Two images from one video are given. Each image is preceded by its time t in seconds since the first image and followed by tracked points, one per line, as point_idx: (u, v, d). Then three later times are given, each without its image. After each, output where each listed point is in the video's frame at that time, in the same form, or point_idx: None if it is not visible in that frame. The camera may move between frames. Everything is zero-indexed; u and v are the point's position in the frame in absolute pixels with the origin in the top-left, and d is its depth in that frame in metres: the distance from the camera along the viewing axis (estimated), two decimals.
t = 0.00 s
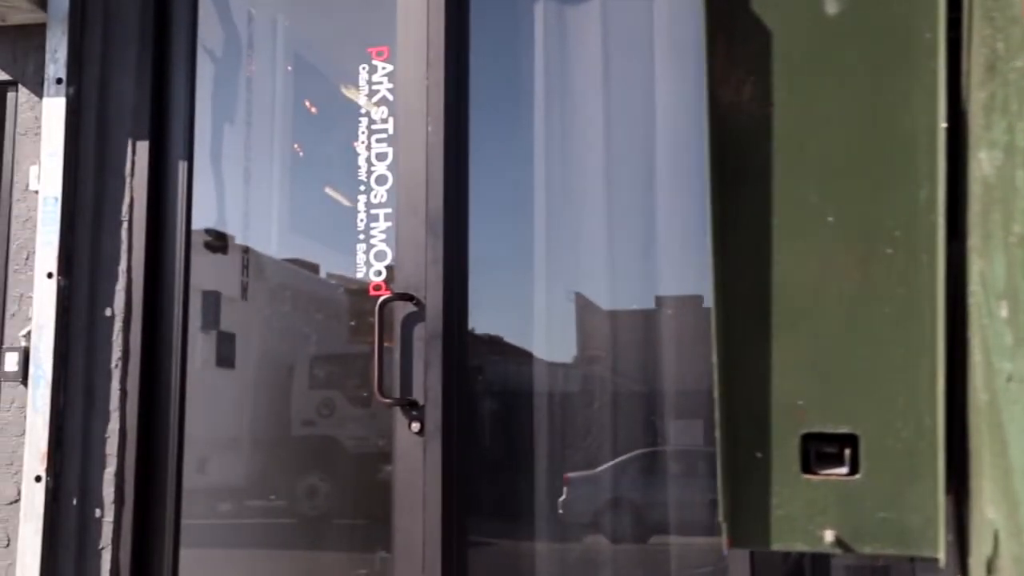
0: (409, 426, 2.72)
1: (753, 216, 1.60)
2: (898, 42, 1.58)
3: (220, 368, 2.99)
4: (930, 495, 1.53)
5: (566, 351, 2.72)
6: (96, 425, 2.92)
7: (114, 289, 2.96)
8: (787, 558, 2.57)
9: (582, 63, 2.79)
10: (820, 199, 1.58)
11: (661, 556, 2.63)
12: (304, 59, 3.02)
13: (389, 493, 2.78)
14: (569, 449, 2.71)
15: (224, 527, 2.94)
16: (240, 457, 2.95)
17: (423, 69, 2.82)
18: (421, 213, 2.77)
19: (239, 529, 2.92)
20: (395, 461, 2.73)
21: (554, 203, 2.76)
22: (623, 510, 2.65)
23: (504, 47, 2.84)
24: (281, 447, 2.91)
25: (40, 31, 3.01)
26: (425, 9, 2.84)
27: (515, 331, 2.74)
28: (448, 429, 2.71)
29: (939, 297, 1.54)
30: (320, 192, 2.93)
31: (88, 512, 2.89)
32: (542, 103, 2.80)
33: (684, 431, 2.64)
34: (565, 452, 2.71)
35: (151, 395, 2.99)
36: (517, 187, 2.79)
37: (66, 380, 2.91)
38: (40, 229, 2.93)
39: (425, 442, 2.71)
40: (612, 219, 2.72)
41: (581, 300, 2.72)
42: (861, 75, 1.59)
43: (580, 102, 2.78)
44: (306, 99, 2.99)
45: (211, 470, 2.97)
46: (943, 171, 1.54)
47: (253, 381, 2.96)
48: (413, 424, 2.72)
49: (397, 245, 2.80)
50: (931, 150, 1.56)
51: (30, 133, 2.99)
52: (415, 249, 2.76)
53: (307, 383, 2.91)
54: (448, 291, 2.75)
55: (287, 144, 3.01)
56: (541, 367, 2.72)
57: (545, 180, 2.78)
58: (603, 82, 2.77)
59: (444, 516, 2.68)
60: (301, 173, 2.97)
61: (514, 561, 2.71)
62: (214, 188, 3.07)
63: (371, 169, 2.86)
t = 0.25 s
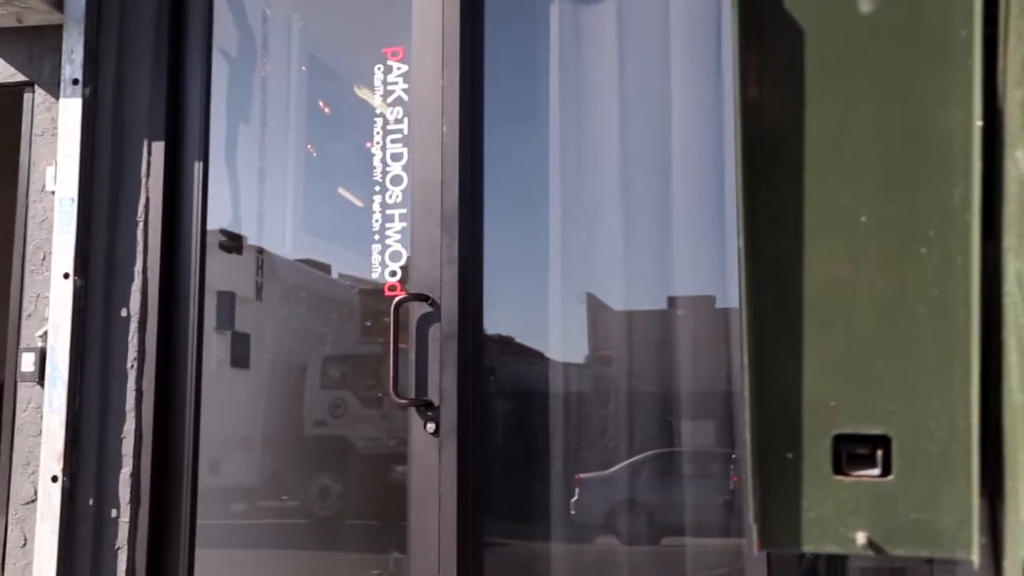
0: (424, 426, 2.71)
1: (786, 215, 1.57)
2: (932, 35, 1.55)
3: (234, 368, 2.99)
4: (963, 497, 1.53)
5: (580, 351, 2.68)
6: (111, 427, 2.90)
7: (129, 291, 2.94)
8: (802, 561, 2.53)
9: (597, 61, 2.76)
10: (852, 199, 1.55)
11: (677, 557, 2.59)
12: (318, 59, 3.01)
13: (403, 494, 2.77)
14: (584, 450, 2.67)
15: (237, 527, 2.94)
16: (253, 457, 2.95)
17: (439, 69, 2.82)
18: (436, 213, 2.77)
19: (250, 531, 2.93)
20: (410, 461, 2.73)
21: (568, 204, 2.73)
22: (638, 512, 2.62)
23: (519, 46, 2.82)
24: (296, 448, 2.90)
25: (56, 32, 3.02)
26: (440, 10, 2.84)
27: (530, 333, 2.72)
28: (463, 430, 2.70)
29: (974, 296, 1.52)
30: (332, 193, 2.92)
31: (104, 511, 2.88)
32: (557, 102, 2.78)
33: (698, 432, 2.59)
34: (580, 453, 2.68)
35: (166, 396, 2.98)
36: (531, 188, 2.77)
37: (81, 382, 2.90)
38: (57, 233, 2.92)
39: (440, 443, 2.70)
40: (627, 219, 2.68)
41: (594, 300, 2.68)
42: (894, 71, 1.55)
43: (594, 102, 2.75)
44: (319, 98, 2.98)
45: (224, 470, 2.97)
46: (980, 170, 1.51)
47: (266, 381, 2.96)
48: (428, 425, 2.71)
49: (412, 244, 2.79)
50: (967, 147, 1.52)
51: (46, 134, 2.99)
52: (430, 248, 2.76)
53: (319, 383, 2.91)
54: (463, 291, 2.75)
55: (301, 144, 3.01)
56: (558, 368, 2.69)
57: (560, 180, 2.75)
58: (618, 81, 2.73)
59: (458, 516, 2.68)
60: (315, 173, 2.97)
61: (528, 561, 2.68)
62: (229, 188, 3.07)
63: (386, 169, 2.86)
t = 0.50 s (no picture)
0: (433, 427, 2.71)
1: (808, 212, 1.63)
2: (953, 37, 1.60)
3: (243, 367, 2.98)
4: (982, 498, 1.58)
5: (587, 351, 2.68)
6: (120, 426, 2.91)
7: (138, 290, 2.95)
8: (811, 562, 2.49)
9: (606, 63, 2.75)
10: (873, 199, 1.61)
11: (686, 558, 2.57)
12: (326, 59, 3.01)
13: (412, 494, 2.76)
14: (592, 450, 2.66)
15: (245, 527, 2.93)
16: (260, 456, 2.94)
17: (447, 68, 2.82)
18: (445, 213, 2.77)
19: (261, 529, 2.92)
20: (419, 460, 2.72)
21: (577, 205, 2.72)
22: (647, 511, 2.60)
23: (527, 47, 2.82)
24: (305, 447, 2.90)
25: (66, 31, 3.02)
26: (449, 9, 2.83)
27: (539, 334, 2.71)
28: (472, 430, 2.69)
29: (996, 294, 1.57)
30: (340, 193, 2.92)
31: (113, 511, 2.88)
32: (566, 101, 2.77)
33: (707, 431, 2.58)
34: (589, 453, 2.66)
35: (175, 395, 2.97)
36: (540, 189, 2.76)
37: (90, 381, 2.90)
38: (65, 229, 2.93)
39: (449, 442, 2.69)
40: (637, 220, 2.67)
41: (600, 300, 2.68)
42: (915, 73, 1.61)
43: (603, 103, 2.74)
44: (327, 99, 2.98)
45: (231, 469, 2.96)
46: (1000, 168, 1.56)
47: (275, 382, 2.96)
48: (437, 424, 2.70)
49: (421, 243, 2.79)
50: (988, 147, 1.58)
51: (56, 134, 3.00)
52: (438, 248, 2.76)
53: (327, 383, 2.90)
54: (471, 290, 2.74)
55: (308, 143, 3.00)
56: (567, 367, 2.68)
57: (568, 181, 2.74)
58: (628, 82, 2.72)
59: (467, 516, 2.67)
60: (323, 173, 2.96)
61: (537, 561, 2.67)
62: (238, 188, 3.06)
63: (395, 169, 2.85)
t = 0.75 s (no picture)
0: (439, 427, 2.69)
1: (821, 210, 1.67)
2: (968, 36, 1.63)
3: (250, 367, 2.99)
4: (995, 498, 1.60)
5: (593, 351, 2.67)
6: (127, 426, 2.90)
7: (145, 290, 2.94)
8: (817, 562, 2.50)
9: (611, 62, 2.74)
10: (887, 198, 1.64)
11: (692, 558, 2.57)
12: (332, 60, 3.01)
13: (419, 493, 2.76)
14: (599, 450, 2.65)
15: (250, 527, 2.94)
16: (266, 456, 2.94)
17: (454, 68, 2.81)
18: (452, 213, 2.76)
19: (264, 529, 2.93)
20: (426, 460, 2.71)
21: (583, 205, 2.72)
22: (654, 512, 2.59)
23: (533, 46, 2.81)
24: (312, 448, 2.90)
25: (72, 31, 3.02)
26: (455, 8, 2.83)
27: (545, 334, 2.70)
28: (478, 430, 2.68)
29: (1010, 293, 1.60)
30: (346, 193, 2.92)
31: (120, 511, 2.87)
32: (573, 101, 2.76)
33: (713, 431, 2.58)
34: (595, 454, 2.66)
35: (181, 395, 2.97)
36: (546, 190, 2.76)
37: (97, 381, 2.90)
38: (71, 228, 2.93)
39: (455, 443, 2.68)
40: (643, 220, 2.66)
41: (605, 300, 2.67)
42: (930, 72, 1.65)
43: (609, 103, 2.74)
44: (333, 98, 2.98)
45: (237, 470, 2.96)
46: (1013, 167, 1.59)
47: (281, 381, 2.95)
48: (443, 424, 2.69)
49: (427, 243, 2.78)
50: (1001, 144, 1.61)
51: (62, 134, 3.00)
52: (445, 248, 2.75)
53: (333, 383, 2.90)
54: (478, 290, 2.73)
55: (314, 144, 3.00)
56: (573, 368, 2.67)
57: (575, 182, 2.74)
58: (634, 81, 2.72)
59: (474, 516, 2.66)
60: (329, 173, 2.96)
61: (543, 561, 2.66)
62: (244, 188, 3.06)
63: (401, 169, 2.85)
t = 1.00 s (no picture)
0: (446, 426, 2.69)
1: (834, 207, 1.78)
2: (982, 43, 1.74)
3: (256, 367, 2.99)
4: (1007, 499, 1.68)
5: (598, 351, 2.67)
6: (134, 425, 2.91)
7: (151, 289, 2.95)
8: (823, 562, 2.48)
9: (617, 62, 2.74)
10: (899, 197, 1.74)
11: (698, 558, 2.55)
12: (338, 60, 3.02)
13: (425, 493, 2.76)
14: (605, 450, 2.65)
15: (257, 526, 2.94)
16: (274, 456, 2.94)
17: (459, 67, 2.80)
18: (457, 212, 2.76)
19: (272, 528, 2.93)
20: (432, 460, 2.71)
21: (590, 205, 2.72)
22: (661, 512, 2.59)
23: (540, 46, 2.81)
24: (319, 447, 2.90)
25: (79, 32, 3.02)
26: (460, 7, 2.82)
27: (551, 334, 2.70)
28: (484, 430, 2.67)
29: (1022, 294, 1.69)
30: (352, 193, 2.92)
31: (127, 511, 2.88)
32: (579, 101, 2.77)
33: (719, 431, 2.57)
34: (601, 453, 2.65)
35: (188, 394, 2.97)
36: (552, 190, 2.76)
37: (104, 381, 2.90)
38: (78, 227, 2.94)
39: (462, 442, 2.68)
40: (649, 220, 2.66)
41: (610, 299, 2.67)
42: (944, 77, 1.76)
43: (615, 103, 2.74)
44: (339, 99, 2.99)
45: (244, 469, 2.96)
46: None
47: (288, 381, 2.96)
48: (450, 424, 2.69)
49: (433, 243, 2.78)
50: (1011, 145, 1.71)
51: (69, 134, 3.00)
52: (450, 248, 2.75)
53: (340, 382, 2.90)
54: (484, 290, 2.72)
55: (320, 144, 3.00)
56: (579, 368, 2.67)
57: (581, 182, 2.74)
58: (640, 81, 2.72)
59: (480, 515, 2.65)
60: (334, 173, 2.97)
61: (550, 561, 2.65)
62: (250, 188, 3.07)
63: (407, 169, 2.85)
